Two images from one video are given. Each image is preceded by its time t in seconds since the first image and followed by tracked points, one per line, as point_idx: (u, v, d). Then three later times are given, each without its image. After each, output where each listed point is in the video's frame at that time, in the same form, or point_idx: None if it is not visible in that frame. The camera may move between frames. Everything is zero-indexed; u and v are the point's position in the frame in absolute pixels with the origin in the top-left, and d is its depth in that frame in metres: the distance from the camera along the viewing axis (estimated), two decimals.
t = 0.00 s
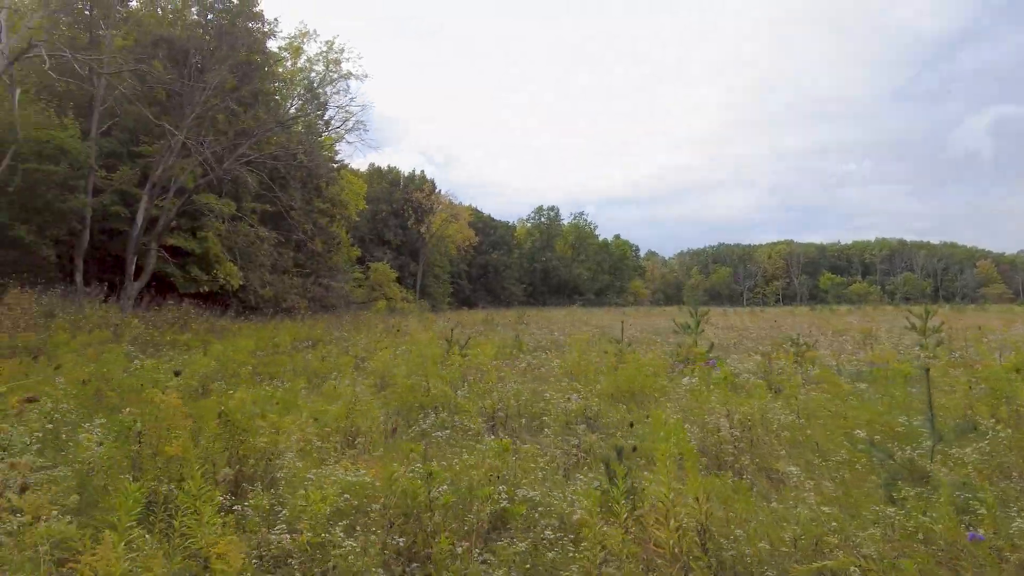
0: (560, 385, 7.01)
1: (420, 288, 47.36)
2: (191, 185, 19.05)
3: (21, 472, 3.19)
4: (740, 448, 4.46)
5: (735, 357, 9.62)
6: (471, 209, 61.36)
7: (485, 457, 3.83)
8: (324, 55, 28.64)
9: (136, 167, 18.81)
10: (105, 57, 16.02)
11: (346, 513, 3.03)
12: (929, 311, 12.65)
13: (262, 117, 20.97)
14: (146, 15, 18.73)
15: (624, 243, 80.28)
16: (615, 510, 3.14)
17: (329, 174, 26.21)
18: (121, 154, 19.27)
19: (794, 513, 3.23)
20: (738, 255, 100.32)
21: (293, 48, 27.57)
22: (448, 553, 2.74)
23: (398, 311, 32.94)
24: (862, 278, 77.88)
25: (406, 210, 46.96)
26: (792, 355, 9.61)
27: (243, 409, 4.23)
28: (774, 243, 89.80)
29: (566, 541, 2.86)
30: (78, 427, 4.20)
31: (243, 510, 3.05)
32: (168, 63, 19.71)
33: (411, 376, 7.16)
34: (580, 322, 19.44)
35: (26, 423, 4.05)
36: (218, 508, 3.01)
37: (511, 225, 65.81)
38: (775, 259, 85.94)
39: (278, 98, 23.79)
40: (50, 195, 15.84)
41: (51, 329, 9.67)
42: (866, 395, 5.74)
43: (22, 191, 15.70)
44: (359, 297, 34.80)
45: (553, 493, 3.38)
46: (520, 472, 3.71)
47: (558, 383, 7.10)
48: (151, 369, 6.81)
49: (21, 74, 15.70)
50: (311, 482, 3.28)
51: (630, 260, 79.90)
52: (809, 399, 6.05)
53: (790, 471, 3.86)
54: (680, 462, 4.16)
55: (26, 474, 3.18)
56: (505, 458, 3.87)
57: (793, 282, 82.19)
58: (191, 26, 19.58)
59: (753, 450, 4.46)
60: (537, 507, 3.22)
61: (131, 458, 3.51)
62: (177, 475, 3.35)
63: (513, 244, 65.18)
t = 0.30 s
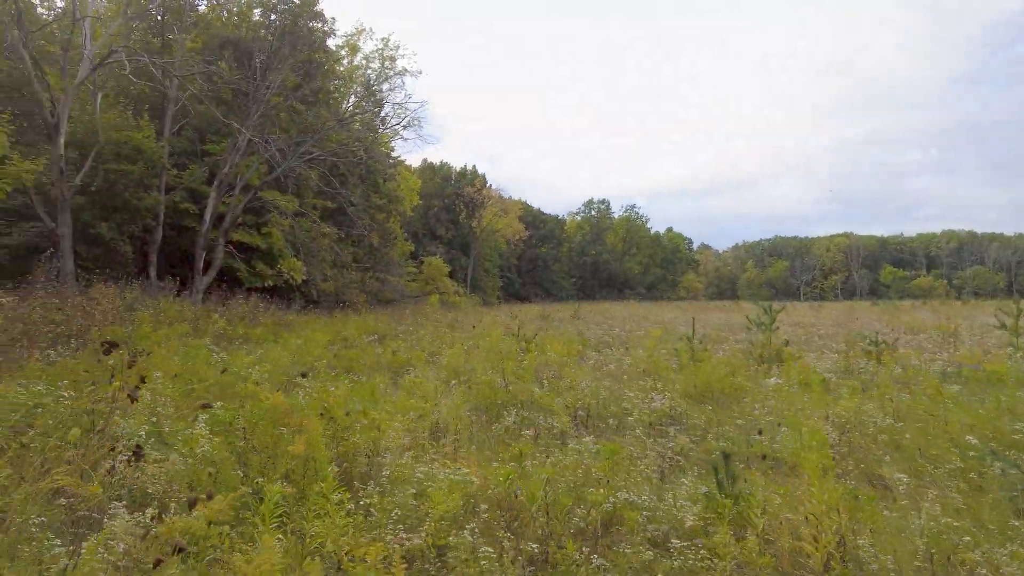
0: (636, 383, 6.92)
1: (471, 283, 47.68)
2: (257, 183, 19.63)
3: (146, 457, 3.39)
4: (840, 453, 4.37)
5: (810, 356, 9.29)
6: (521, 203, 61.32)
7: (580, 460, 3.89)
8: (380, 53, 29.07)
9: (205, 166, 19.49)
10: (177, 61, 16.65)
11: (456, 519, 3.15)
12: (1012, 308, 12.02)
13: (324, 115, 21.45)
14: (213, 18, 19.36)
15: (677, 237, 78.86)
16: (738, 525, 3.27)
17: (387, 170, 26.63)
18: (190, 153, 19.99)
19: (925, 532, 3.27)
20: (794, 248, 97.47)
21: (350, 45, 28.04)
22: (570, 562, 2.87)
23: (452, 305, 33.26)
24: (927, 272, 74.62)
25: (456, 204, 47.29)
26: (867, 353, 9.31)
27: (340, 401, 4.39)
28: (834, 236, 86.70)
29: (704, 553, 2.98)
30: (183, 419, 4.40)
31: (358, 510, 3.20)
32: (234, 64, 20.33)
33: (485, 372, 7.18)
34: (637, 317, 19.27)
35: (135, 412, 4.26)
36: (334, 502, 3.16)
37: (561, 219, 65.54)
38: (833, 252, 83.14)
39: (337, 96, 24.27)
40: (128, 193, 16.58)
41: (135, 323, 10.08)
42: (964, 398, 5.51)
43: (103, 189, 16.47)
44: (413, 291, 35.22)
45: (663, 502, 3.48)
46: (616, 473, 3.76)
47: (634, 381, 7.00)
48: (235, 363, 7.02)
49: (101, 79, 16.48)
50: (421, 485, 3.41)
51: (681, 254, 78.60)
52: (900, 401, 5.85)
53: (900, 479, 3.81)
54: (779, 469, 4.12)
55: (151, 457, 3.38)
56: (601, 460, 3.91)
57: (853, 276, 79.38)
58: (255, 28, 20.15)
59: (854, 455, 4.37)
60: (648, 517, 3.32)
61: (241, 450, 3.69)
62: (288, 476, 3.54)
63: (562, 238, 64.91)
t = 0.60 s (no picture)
0: (709, 381, 6.70)
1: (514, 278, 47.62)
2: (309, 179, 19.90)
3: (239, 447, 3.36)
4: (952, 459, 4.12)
5: (884, 354, 8.89)
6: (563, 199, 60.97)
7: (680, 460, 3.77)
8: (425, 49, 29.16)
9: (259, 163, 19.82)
10: (233, 59, 16.96)
11: (568, 522, 3.05)
12: None
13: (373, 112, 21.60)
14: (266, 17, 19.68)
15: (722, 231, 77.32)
16: (866, 535, 3.19)
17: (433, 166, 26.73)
18: (245, 151, 20.38)
19: None
20: (844, 243, 94.60)
21: (396, 42, 28.20)
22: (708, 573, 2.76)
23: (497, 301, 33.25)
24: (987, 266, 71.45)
25: (499, 200, 47.26)
26: (947, 349, 8.85)
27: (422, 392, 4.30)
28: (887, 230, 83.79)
29: (840, 557, 2.91)
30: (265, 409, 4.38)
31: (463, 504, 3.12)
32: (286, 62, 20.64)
33: (550, 368, 7.04)
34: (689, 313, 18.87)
35: (219, 402, 4.25)
36: (434, 498, 3.09)
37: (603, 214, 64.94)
38: (886, 247, 80.37)
39: (385, 92, 24.44)
40: (187, 190, 16.97)
41: (198, 316, 10.24)
42: None
43: (163, 186, 16.89)
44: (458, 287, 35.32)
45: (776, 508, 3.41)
46: (721, 478, 3.62)
47: (707, 378, 6.79)
48: (302, 356, 7.03)
49: (162, 79, 16.90)
50: (521, 485, 3.35)
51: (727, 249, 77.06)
52: (1003, 401, 5.49)
53: None
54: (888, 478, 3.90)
55: (245, 446, 3.35)
56: (700, 462, 3.82)
57: (907, 272, 76.59)
58: (306, 26, 20.42)
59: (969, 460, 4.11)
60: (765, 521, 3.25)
61: (331, 438, 3.63)
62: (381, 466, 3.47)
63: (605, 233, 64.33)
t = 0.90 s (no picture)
0: (781, 379, 6.44)
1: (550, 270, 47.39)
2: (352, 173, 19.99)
3: (323, 449, 3.27)
4: None
5: (956, 351, 8.49)
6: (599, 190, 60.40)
7: (776, 468, 3.61)
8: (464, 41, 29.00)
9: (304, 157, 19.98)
10: (279, 54, 17.09)
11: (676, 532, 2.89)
12: None
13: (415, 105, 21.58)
14: (310, 12, 19.77)
15: (761, 222, 75.71)
16: (999, 553, 2.99)
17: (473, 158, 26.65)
18: (289, 145, 20.55)
19: None
20: (888, 233, 91.89)
21: (435, 34, 28.13)
22: None
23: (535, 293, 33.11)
24: None
25: (535, 192, 47.03)
26: None
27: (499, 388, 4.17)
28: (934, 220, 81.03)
29: None
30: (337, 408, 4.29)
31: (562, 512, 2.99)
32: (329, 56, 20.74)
33: (612, 365, 6.86)
34: (736, 307, 18.46)
35: (291, 402, 4.18)
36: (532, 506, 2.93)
37: (639, 205, 64.13)
38: (933, 237, 77.78)
39: (424, 84, 24.40)
40: (234, 184, 17.16)
41: (252, 309, 10.30)
42: None
43: (211, 180, 17.11)
44: (495, 279, 35.27)
45: (890, 525, 3.25)
46: (826, 489, 3.42)
47: (777, 376, 6.54)
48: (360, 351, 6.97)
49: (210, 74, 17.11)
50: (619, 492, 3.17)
51: (767, 240, 75.44)
52: None
53: None
54: (999, 495, 3.67)
55: (329, 448, 3.26)
56: (797, 472, 3.65)
57: (955, 263, 73.97)
58: (348, 19, 20.46)
59: None
60: (883, 536, 3.09)
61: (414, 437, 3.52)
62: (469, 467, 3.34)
63: (641, 224, 63.57)
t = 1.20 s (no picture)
0: (841, 376, 6.24)
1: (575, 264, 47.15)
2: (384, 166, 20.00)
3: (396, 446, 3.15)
4: None
5: (1015, 348, 8.20)
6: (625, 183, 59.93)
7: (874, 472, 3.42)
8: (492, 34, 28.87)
9: (337, 151, 20.05)
10: (313, 48, 17.16)
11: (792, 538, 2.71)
12: None
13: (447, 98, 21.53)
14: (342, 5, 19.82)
15: (789, 215, 74.55)
16: None
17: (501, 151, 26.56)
18: (321, 139, 20.62)
19: None
20: (920, 226, 89.92)
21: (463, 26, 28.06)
22: None
23: (562, 287, 32.93)
24: None
25: (560, 185, 46.81)
26: None
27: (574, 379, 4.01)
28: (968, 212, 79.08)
29: None
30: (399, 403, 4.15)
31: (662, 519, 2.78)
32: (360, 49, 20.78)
33: (663, 361, 6.70)
34: (771, 302, 18.14)
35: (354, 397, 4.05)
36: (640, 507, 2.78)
37: (665, 199, 63.52)
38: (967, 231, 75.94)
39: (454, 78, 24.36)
40: (269, 178, 17.26)
41: (292, 303, 10.31)
42: None
43: (245, 174, 17.22)
44: (522, 273, 35.19)
45: (1012, 535, 3.03)
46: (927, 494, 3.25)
47: (836, 373, 6.35)
48: (407, 346, 6.91)
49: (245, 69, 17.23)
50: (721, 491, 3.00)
51: (795, 234, 74.29)
52: None
53: None
54: None
55: (405, 442, 3.14)
56: (896, 476, 3.45)
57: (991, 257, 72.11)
58: (380, 12, 20.49)
59: None
60: (1012, 548, 2.87)
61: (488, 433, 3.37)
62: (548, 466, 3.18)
63: (666, 218, 62.96)
